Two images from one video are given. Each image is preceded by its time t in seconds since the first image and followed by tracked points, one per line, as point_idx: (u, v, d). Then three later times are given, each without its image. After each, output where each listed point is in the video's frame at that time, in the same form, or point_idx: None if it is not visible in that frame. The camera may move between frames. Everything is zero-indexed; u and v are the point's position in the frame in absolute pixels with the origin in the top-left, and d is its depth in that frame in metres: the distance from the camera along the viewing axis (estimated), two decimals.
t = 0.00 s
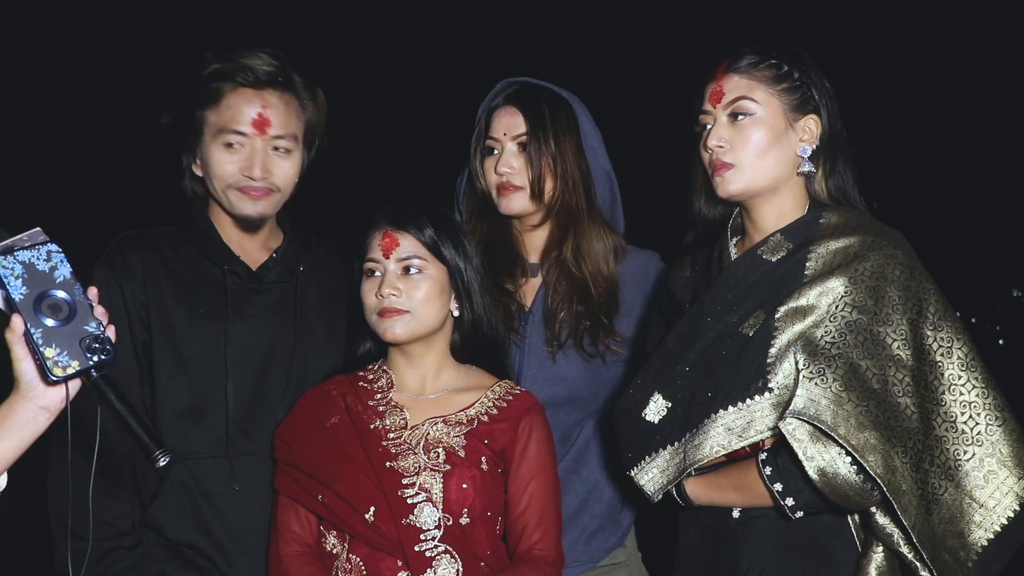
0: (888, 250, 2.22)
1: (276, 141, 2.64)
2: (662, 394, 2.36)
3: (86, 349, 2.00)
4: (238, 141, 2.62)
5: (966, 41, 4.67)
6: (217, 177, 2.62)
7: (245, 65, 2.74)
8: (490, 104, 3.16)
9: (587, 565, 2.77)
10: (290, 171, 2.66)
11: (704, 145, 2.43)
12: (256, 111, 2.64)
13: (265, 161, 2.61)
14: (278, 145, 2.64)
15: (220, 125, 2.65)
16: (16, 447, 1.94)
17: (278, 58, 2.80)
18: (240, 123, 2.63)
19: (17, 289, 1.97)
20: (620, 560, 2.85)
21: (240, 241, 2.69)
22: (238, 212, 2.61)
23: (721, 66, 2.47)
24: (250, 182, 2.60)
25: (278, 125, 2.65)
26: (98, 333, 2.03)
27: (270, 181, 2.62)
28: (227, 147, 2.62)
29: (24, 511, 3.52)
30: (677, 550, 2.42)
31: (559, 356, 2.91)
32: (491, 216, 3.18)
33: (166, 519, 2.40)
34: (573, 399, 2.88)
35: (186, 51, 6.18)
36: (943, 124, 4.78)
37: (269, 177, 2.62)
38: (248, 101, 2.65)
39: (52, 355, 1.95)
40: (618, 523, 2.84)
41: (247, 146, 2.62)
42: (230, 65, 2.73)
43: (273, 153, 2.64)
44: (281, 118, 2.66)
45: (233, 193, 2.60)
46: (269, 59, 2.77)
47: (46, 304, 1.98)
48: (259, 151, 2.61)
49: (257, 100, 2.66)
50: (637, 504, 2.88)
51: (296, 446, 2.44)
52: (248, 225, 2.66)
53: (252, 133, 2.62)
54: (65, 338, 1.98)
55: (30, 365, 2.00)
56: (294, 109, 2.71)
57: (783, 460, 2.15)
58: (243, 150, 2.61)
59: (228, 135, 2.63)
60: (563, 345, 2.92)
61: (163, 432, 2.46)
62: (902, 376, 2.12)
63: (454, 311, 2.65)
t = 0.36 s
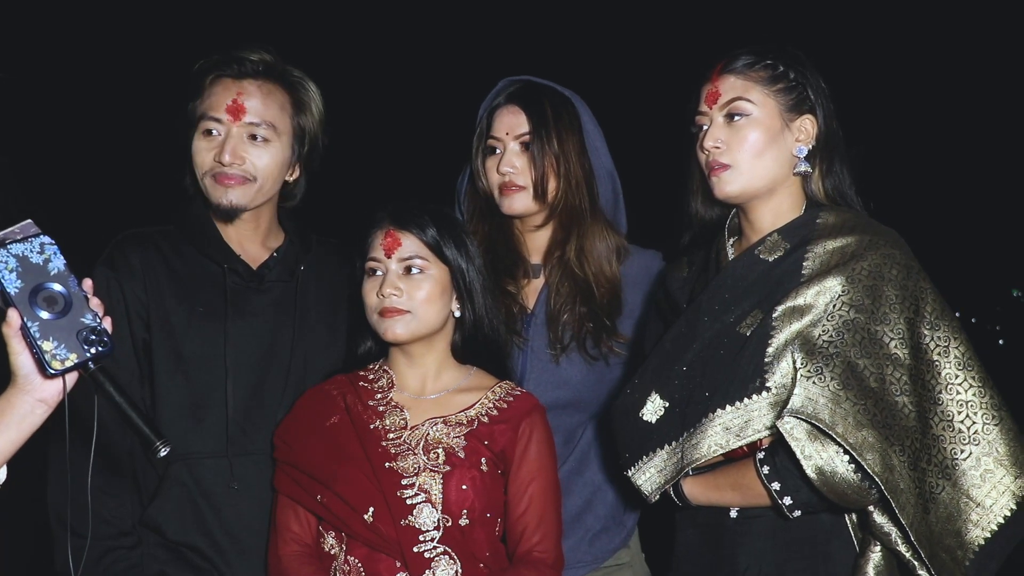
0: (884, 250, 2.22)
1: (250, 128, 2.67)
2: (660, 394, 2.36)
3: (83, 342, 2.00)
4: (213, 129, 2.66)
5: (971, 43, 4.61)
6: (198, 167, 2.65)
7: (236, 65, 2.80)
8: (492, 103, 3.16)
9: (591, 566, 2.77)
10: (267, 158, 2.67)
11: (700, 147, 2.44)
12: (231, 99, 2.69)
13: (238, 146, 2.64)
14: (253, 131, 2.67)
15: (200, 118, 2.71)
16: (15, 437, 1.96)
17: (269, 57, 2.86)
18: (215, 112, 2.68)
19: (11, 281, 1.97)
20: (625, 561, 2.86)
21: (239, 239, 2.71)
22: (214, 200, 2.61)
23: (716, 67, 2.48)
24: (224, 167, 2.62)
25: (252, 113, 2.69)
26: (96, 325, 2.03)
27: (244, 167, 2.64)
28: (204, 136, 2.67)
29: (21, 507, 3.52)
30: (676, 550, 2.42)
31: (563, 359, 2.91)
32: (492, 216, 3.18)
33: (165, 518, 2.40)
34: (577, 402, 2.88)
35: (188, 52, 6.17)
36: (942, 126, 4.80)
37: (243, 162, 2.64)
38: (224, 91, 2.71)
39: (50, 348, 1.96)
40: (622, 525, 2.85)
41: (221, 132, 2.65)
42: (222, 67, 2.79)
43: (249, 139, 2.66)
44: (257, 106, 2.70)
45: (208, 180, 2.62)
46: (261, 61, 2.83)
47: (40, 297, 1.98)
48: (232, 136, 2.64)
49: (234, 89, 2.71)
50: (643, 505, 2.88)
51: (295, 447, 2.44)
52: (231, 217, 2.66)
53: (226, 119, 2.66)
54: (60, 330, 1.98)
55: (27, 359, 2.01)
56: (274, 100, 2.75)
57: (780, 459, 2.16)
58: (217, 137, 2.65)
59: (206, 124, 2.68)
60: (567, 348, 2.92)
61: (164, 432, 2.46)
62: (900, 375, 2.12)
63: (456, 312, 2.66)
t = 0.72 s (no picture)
0: (881, 249, 2.22)
1: (246, 125, 2.68)
2: (657, 394, 2.36)
3: (102, 344, 1.82)
4: (210, 127, 2.67)
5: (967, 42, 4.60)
6: (195, 166, 2.66)
7: (234, 64, 2.81)
8: (491, 102, 3.17)
9: (592, 569, 2.77)
10: (264, 155, 2.68)
11: (697, 147, 2.44)
12: (227, 97, 2.70)
13: (234, 143, 2.64)
14: (249, 128, 2.68)
15: (197, 117, 2.72)
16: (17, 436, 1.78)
17: (265, 57, 2.87)
18: (211, 110, 2.69)
19: (53, 271, 1.81)
20: (626, 563, 2.86)
21: (237, 238, 2.71)
22: (212, 198, 2.62)
23: (711, 66, 2.48)
24: (221, 164, 2.62)
25: (248, 110, 2.70)
26: (118, 332, 1.85)
27: (241, 164, 2.64)
28: (201, 134, 2.68)
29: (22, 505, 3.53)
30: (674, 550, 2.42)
31: (562, 358, 2.91)
32: (491, 215, 3.19)
33: (162, 517, 2.41)
34: (576, 403, 2.88)
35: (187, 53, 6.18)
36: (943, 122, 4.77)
37: (239, 159, 2.64)
38: (220, 89, 2.72)
39: (70, 337, 1.79)
40: (623, 527, 2.84)
41: (218, 130, 2.66)
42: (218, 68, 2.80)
43: (245, 136, 2.67)
44: (252, 103, 2.71)
45: (205, 178, 2.62)
46: (258, 61, 2.84)
47: (76, 293, 1.81)
48: (228, 133, 2.65)
49: (229, 87, 2.72)
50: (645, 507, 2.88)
51: (293, 448, 2.44)
52: (228, 216, 2.67)
53: (222, 117, 2.67)
54: (88, 329, 1.81)
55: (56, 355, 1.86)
56: (269, 97, 2.76)
57: (777, 459, 2.15)
58: (213, 135, 2.66)
59: (202, 123, 2.69)
60: (566, 347, 2.92)
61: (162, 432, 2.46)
62: (895, 375, 2.12)
63: (455, 311, 2.66)
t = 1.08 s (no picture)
0: (882, 249, 2.22)
1: (246, 125, 2.68)
2: (657, 394, 2.37)
3: (144, 337, 2.12)
4: (210, 128, 2.67)
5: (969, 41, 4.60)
6: (195, 168, 2.66)
7: (234, 66, 2.81)
8: (491, 104, 3.17)
9: (588, 568, 2.77)
10: (264, 156, 2.68)
11: (696, 149, 2.44)
12: (227, 98, 2.70)
13: (234, 143, 2.65)
14: (248, 129, 2.68)
15: (196, 119, 2.72)
16: (59, 412, 2.01)
17: (264, 58, 2.87)
18: (211, 111, 2.69)
19: (133, 280, 2.20)
20: (622, 563, 2.86)
21: (236, 238, 2.72)
22: (212, 200, 2.62)
23: (709, 68, 2.48)
24: (222, 165, 2.62)
25: (248, 110, 2.70)
26: (162, 335, 2.15)
27: (241, 164, 2.64)
28: (201, 136, 2.68)
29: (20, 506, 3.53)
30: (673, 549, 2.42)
31: (559, 359, 2.91)
32: (491, 215, 3.19)
33: (159, 515, 2.41)
34: (574, 403, 2.89)
35: (188, 53, 6.17)
36: (943, 122, 4.79)
37: (240, 160, 2.65)
38: (219, 91, 2.72)
39: (119, 319, 2.11)
40: (620, 527, 2.83)
41: (218, 131, 2.66)
42: (217, 69, 2.80)
43: (246, 137, 2.67)
44: (252, 104, 2.72)
45: (206, 180, 2.62)
46: (257, 63, 2.84)
47: (142, 298, 2.18)
48: (229, 134, 2.65)
49: (228, 88, 2.72)
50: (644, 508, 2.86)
51: (293, 447, 2.45)
52: (228, 218, 2.67)
53: (222, 118, 2.67)
54: (141, 323, 2.13)
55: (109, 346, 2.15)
56: (269, 98, 2.76)
57: (776, 460, 2.16)
58: (214, 136, 2.66)
59: (202, 124, 2.69)
60: (563, 347, 2.92)
61: (161, 431, 2.47)
62: (894, 376, 2.12)
63: (454, 310, 2.66)
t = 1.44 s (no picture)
0: (885, 250, 2.22)
1: (264, 125, 2.68)
2: (660, 393, 2.37)
3: (147, 333, 2.15)
4: (228, 125, 2.66)
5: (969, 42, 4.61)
6: (208, 163, 2.64)
7: (248, 64, 2.84)
8: (488, 106, 3.17)
9: (589, 567, 2.77)
10: (280, 156, 2.69)
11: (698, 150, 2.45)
12: (246, 96, 2.70)
13: (253, 143, 2.65)
14: (267, 128, 2.68)
15: (211, 114, 2.70)
16: (64, 407, 2.07)
17: (281, 60, 2.89)
18: (229, 108, 2.68)
19: (144, 281, 2.24)
20: (622, 562, 2.86)
21: (237, 239, 2.71)
22: (227, 197, 2.61)
23: (709, 71, 2.49)
24: (240, 163, 2.62)
25: (267, 110, 2.71)
26: (166, 332, 2.18)
27: (258, 164, 2.64)
28: (217, 132, 2.66)
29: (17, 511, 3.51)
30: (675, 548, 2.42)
31: (557, 356, 2.91)
32: (490, 216, 3.19)
33: (161, 512, 2.42)
34: (573, 400, 2.88)
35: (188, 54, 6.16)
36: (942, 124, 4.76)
37: (258, 159, 2.65)
38: (238, 89, 2.72)
39: (122, 314, 2.15)
40: (620, 526, 2.84)
41: (236, 129, 2.66)
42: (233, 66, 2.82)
43: (264, 137, 2.68)
44: (271, 104, 2.72)
45: (221, 177, 2.61)
46: (273, 63, 2.87)
47: (150, 297, 2.21)
48: (248, 133, 2.65)
49: (247, 87, 2.73)
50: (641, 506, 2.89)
51: (293, 447, 2.44)
52: (236, 216, 2.67)
53: (241, 116, 2.67)
54: (146, 320, 2.17)
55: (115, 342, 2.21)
56: (285, 100, 2.77)
57: (776, 460, 2.15)
58: (232, 133, 2.65)
59: (218, 120, 2.68)
60: (562, 345, 2.92)
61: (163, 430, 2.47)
62: (896, 377, 2.12)
63: (455, 308, 2.65)
